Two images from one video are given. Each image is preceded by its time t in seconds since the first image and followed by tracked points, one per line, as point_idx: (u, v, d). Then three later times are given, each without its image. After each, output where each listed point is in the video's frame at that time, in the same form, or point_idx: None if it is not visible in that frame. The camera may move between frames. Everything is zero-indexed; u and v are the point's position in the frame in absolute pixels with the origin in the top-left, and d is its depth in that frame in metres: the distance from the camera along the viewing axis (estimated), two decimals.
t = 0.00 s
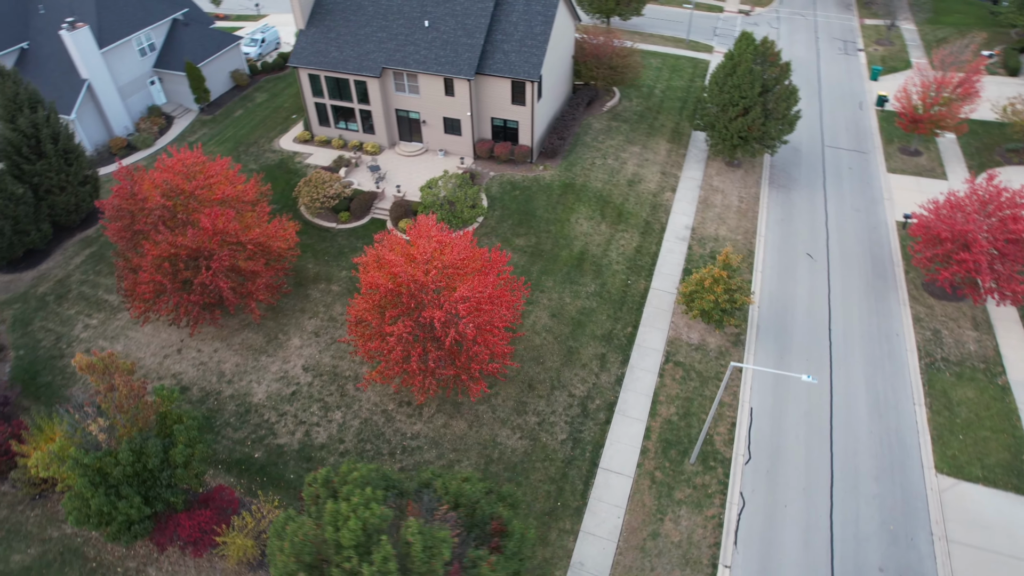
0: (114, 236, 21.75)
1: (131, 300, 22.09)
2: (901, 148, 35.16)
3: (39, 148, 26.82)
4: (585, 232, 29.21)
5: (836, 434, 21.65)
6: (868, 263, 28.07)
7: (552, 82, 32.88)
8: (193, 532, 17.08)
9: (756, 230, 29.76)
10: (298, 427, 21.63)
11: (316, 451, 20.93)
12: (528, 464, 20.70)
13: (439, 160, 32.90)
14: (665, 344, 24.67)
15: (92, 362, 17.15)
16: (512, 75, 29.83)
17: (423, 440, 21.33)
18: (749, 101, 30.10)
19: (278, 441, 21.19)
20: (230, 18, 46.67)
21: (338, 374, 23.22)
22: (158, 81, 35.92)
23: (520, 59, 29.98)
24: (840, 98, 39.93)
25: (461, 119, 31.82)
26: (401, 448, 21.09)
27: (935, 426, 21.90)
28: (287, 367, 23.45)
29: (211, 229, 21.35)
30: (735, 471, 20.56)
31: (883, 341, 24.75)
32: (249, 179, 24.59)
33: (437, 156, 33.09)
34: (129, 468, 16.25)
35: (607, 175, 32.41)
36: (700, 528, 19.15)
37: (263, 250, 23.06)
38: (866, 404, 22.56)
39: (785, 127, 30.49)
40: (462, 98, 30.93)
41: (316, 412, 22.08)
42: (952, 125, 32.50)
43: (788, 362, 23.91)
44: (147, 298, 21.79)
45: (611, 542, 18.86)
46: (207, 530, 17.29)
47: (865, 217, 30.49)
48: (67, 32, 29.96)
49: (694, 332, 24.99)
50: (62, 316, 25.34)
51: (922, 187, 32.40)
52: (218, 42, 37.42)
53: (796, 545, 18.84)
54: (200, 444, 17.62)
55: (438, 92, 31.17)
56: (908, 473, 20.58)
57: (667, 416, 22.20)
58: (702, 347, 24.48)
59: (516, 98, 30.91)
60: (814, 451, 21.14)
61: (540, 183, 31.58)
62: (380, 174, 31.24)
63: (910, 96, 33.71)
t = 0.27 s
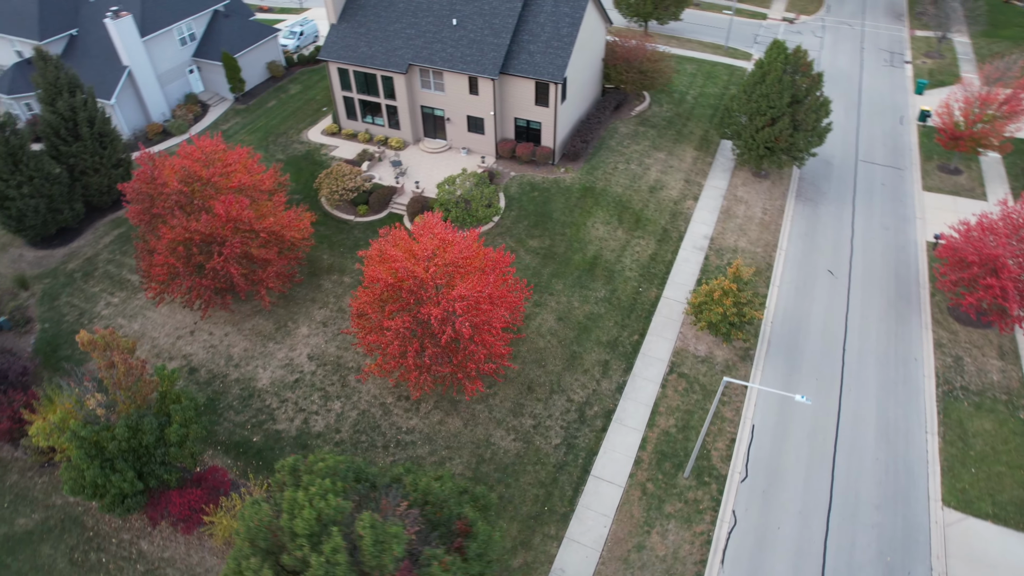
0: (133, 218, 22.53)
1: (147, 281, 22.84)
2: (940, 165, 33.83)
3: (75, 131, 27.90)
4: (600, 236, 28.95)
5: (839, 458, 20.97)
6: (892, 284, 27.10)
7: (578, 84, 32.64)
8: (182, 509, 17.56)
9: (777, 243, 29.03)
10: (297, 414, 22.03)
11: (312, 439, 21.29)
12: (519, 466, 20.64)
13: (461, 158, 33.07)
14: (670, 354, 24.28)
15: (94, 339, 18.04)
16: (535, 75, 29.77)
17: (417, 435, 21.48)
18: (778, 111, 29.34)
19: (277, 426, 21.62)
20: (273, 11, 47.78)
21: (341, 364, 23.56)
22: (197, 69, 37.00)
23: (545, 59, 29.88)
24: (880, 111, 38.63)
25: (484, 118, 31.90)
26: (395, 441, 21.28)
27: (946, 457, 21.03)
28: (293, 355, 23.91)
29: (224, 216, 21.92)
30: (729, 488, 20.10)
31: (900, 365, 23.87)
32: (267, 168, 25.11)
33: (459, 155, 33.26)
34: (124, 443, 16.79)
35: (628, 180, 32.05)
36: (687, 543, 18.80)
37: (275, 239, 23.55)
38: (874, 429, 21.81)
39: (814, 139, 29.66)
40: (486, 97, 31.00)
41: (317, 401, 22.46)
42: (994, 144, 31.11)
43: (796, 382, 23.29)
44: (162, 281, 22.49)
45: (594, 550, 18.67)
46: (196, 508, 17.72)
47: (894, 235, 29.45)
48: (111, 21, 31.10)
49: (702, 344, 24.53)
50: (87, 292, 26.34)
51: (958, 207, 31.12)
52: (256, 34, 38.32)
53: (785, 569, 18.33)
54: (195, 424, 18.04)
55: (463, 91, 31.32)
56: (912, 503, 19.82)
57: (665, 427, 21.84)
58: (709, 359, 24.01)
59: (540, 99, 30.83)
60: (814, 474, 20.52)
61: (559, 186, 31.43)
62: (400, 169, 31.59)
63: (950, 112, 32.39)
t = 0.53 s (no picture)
0: (155, 202, 23.31)
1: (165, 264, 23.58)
2: (981, 185, 32.41)
3: (112, 115, 28.99)
4: (616, 242, 28.64)
5: (841, 482, 20.31)
6: (915, 307, 26.12)
7: (605, 87, 32.32)
8: (178, 488, 18.21)
9: (798, 257, 28.26)
10: (299, 401, 22.44)
11: (310, 427, 21.66)
12: (510, 468, 20.59)
13: (483, 157, 33.16)
14: (676, 364, 23.88)
15: (99, 317, 18.29)
16: (560, 77, 29.62)
17: (412, 430, 21.64)
18: (806, 123, 28.56)
19: (277, 412, 22.06)
20: (315, 5, 48.73)
21: (346, 355, 23.90)
22: (235, 60, 38.01)
23: (570, 61, 29.70)
24: (923, 126, 37.21)
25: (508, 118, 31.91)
26: (390, 434, 21.48)
27: (955, 490, 20.17)
28: (300, 344, 24.36)
29: (239, 204, 22.50)
30: (722, 505, 19.68)
31: (916, 391, 22.99)
32: (286, 159, 25.64)
33: (482, 153, 33.35)
34: (123, 418, 17.35)
35: (650, 186, 31.62)
36: (673, 558, 18.47)
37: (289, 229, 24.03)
38: (881, 455, 21.07)
39: (843, 153, 28.78)
40: (510, 97, 31.00)
41: (318, 389, 22.84)
42: None
43: (803, 401, 22.64)
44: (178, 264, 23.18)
45: (578, 558, 18.50)
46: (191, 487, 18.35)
47: (923, 256, 28.39)
48: (153, 11, 32.23)
49: (709, 357, 24.07)
50: (113, 271, 27.33)
51: (996, 229, 29.76)
52: (293, 27, 39.14)
53: None
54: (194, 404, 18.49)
55: (487, 90, 31.38)
56: (914, 535, 19.08)
57: (663, 439, 21.49)
58: (715, 373, 23.55)
59: (564, 101, 30.67)
60: (812, 497, 19.93)
61: (579, 189, 31.21)
62: (422, 166, 31.93)
63: (993, 130, 31.01)
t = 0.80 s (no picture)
0: (176, 188, 24.07)
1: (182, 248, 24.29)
2: (1021, 207, 30.97)
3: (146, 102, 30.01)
4: (630, 248, 28.33)
5: (839, 507, 19.68)
6: (937, 331, 25.14)
7: (631, 91, 31.99)
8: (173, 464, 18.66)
9: (817, 273, 27.50)
10: (300, 389, 22.84)
11: (309, 415, 22.03)
12: (501, 469, 20.58)
13: (505, 156, 33.20)
14: (679, 375, 23.50)
15: (106, 297, 19.40)
16: (583, 79, 29.42)
17: (408, 424, 21.80)
18: (833, 135, 27.79)
19: (279, 399, 22.51)
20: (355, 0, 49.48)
21: (350, 347, 24.22)
22: (270, 52, 38.90)
23: (594, 64, 29.48)
24: (965, 144, 35.76)
25: (530, 118, 31.86)
26: (386, 428, 21.70)
27: (961, 524, 19.33)
28: (307, 333, 24.79)
29: (254, 193, 23.03)
30: (712, 521, 19.29)
31: (928, 418, 22.13)
32: (305, 151, 26.16)
33: (504, 153, 33.38)
34: (123, 395, 17.95)
35: (671, 193, 31.16)
36: (656, 572, 18.19)
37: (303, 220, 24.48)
38: (885, 482, 20.34)
39: (871, 168, 27.88)
40: (533, 98, 30.94)
41: (320, 379, 23.21)
42: None
43: (808, 421, 22.02)
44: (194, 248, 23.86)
45: (559, 564, 18.39)
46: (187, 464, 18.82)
47: (950, 279, 27.33)
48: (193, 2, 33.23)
49: (714, 370, 23.61)
50: (137, 252, 28.25)
51: None
52: (329, 21, 39.83)
53: None
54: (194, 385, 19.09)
55: (511, 90, 31.38)
56: (911, 568, 18.37)
57: (658, 450, 21.18)
58: (718, 386, 23.08)
59: (586, 104, 30.47)
60: (807, 520, 19.36)
61: (598, 193, 30.96)
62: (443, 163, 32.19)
63: None
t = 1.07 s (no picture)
0: (198, 175, 24.79)
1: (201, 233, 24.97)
2: None
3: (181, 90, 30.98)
4: (645, 255, 27.98)
5: (835, 534, 19.08)
6: (959, 359, 24.14)
7: (657, 97, 31.58)
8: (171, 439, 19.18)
9: (837, 290, 26.71)
10: (304, 377, 23.26)
11: (309, 403, 22.41)
12: (492, 470, 20.56)
13: (527, 157, 33.16)
14: (682, 387, 23.11)
15: (114, 277, 20.31)
16: (606, 83, 29.12)
17: (404, 419, 21.98)
18: (862, 150, 26.96)
19: (282, 385, 22.97)
20: None
21: (356, 339, 24.53)
22: (307, 45, 39.69)
23: (619, 68, 29.15)
24: (1009, 163, 34.19)
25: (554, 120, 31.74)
26: (383, 421, 21.91)
27: (964, 560, 18.54)
28: (316, 322, 25.21)
29: (272, 182, 23.56)
30: (701, 538, 18.92)
31: (940, 448, 21.26)
32: (326, 145, 26.63)
33: (527, 154, 33.35)
34: (128, 372, 18.57)
35: (692, 202, 30.64)
36: None
37: (318, 211, 24.91)
38: (887, 511, 19.63)
39: (900, 185, 26.91)
40: (556, 100, 30.82)
41: (324, 368, 23.58)
42: None
43: (812, 442, 21.40)
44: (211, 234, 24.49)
45: (540, 569, 18.30)
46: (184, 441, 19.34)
47: (979, 305, 26.19)
48: None
49: (718, 384, 23.14)
50: (162, 235, 29.16)
51: None
52: (365, 17, 40.39)
53: None
54: (196, 367, 19.68)
55: (536, 91, 31.31)
56: None
57: (652, 462, 20.86)
58: (722, 401, 22.61)
59: (610, 108, 30.19)
60: (800, 544, 18.83)
61: (617, 198, 30.65)
62: (465, 162, 32.34)
63: None
